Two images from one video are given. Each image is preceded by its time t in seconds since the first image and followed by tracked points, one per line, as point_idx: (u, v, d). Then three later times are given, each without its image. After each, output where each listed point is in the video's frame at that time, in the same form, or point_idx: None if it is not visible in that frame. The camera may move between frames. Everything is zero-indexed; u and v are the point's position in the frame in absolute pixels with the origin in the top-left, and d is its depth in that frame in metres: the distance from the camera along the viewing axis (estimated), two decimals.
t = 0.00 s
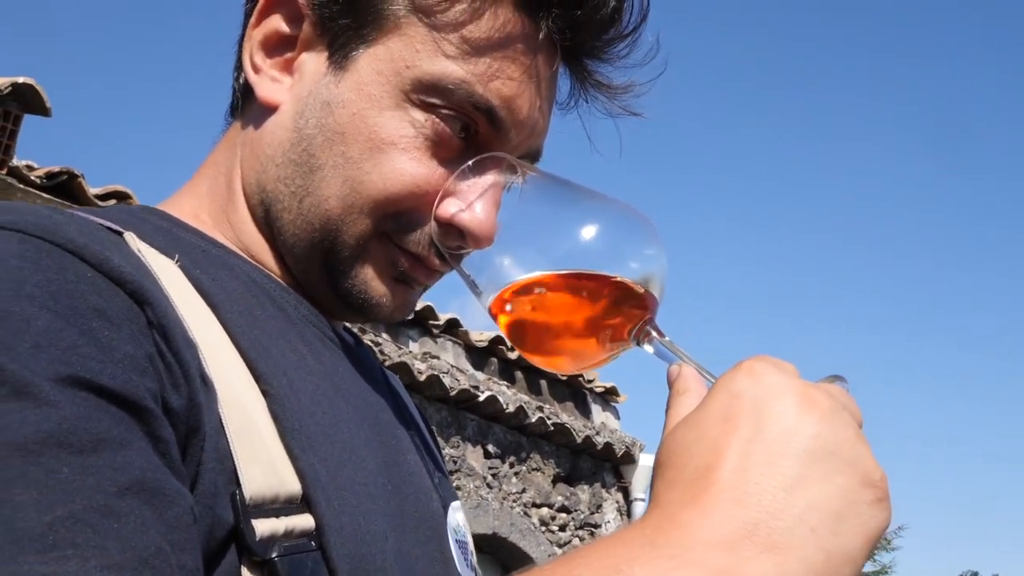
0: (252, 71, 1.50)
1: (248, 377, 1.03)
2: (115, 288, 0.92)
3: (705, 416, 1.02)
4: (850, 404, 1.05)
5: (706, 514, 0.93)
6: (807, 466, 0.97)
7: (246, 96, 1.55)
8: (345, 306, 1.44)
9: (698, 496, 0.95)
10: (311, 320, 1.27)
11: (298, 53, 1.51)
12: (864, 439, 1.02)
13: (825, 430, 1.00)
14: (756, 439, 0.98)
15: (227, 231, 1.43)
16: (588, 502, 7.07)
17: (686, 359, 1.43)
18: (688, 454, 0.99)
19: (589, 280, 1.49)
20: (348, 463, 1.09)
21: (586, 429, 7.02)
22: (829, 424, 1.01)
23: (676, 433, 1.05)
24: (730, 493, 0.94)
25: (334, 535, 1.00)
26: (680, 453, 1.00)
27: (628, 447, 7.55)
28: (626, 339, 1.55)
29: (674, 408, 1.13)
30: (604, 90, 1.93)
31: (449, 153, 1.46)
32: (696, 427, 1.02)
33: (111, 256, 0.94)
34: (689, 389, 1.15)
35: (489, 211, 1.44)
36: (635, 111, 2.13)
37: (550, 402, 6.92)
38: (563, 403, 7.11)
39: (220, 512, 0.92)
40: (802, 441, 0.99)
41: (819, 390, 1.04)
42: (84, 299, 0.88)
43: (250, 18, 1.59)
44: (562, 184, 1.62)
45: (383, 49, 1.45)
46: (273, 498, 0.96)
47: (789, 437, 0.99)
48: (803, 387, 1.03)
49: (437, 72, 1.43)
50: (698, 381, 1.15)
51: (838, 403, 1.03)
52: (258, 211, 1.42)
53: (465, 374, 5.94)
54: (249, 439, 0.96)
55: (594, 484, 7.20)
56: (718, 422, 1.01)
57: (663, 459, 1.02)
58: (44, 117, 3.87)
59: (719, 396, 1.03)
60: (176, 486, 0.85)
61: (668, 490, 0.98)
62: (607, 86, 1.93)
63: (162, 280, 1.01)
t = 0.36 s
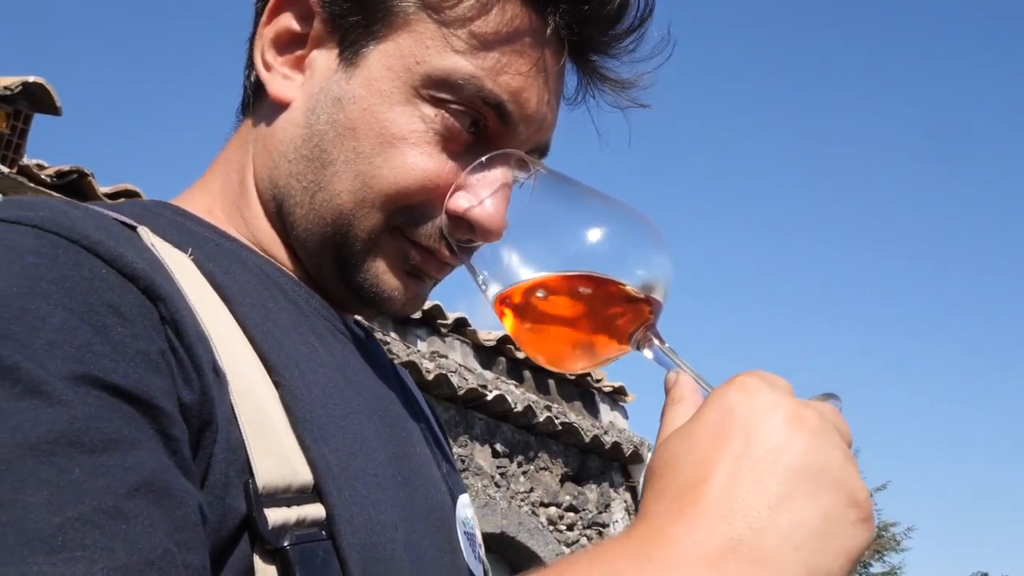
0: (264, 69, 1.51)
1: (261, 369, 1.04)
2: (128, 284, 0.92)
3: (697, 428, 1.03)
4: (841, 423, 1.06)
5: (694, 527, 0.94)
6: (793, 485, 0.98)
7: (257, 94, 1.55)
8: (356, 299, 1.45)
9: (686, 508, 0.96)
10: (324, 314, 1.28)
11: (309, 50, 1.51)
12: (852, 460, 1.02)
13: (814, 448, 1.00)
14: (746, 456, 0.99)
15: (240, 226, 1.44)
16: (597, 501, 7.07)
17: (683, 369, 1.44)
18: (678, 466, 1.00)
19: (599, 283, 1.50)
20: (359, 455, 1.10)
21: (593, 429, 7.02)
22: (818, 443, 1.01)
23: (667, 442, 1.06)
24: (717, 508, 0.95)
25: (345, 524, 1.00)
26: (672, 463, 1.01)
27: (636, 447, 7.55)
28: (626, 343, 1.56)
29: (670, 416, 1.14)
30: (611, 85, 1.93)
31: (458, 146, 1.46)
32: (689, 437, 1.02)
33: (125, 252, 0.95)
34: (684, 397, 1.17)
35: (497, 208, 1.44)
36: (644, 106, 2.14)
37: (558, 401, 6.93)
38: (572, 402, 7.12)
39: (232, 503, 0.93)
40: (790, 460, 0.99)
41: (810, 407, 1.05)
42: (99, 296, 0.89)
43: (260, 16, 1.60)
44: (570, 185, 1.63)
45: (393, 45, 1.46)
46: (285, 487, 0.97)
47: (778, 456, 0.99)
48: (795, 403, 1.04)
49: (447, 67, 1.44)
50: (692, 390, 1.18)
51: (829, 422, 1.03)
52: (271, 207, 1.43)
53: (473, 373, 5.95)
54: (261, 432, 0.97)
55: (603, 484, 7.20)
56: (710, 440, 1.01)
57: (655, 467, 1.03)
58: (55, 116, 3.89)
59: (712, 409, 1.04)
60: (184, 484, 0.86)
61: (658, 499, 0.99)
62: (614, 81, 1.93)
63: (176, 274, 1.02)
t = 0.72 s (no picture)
0: (273, 68, 1.51)
1: (273, 364, 1.04)
2: (141, 285, 0.93)
3: (680, 463, 1.09)
4: (818, 469, 1.12)
5: (663, 562, 1.00)
6: (765, 527, 1.05)
7: (266, 94, 1.55)
8: (374, 288, 1.45)
9: (659, 543, 1.02)
10: (335, 310, 1.27)
11: (317, 47, 1.52)
12: (823, 505, 1.10)
13: (789, 492, 1.08)
14: (722, 495, 1.06)
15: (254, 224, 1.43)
16: (605, 502, 7.06)
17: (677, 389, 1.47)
18: (655, 501, 1.07)
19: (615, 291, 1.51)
20: (370, 450, 1.10)
21: (600, 429, 7.01)
22: (794, 487, 1.09)
23: (650, 473, 1.13)
24: (687, 545, 1.02)
25: (357, 517, 1.01)
26: (651, 496, 1.08)
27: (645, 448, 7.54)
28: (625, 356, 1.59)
29: (658, 442, 1.21)
30: (614, 72, 1.94)
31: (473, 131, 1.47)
32: (671, 471, 1.09)
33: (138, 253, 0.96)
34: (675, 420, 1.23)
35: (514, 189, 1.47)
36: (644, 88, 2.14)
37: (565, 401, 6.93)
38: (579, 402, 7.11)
39: (245, 499, 0.93)
40: (766, 502, 1.06)
41: (791, 451, 1.11)
42: (113, 301, 0.90)
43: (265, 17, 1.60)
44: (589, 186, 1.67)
45: (401, 36, 1.47)
46: (298, 481, 0.97)
47: (754, 497, 1.06)
48: (777, 447, 1.10)
49: (456, 53, 1.46)
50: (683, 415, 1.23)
51: (807, 468, 1.10)
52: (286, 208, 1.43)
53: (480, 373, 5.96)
54: (274, 427, 0.97)
55: (611, 484, 7.20)
56: (693, 475, 1.07)
57: (635, 499, 1.09)
58: (63, 117, 3.91)
59: (696, 446, 1.11)
60: (187, 496, 0.86)
61: (632, 532, 1.06)
62: (617, 68, 1.94)
63: (189, 271, 1.02)
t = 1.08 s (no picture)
0: (289, 69, 1.48)
1: (282, 366, 1.04)
2: (150, 297, 0.93)
3: (670, 526, 1.11)
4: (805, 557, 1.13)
5: None
6: None
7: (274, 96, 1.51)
8: (412, 271, 1.46)
9: None
10: (344, 310, 1.26)
11: (332, 46, 1.50)
12: None
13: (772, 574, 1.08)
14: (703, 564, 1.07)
15: (273, 229, 1.41)
16: (612, 505, 7.05)
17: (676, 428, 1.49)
18: (639, 560, 1.09)
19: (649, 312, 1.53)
20: (380, 450, 1.10)
21: (607, 432, 7.00)
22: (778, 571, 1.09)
23: (641, 526, 1.15)
24: None
25: (368, 520, 1.01)
26: (637, 552, 1.10)
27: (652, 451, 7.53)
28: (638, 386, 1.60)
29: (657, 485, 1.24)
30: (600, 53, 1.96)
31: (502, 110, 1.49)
32: (662, 530, 1.11)
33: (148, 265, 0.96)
34: (676, 468, 1.26)
35: (537, 163, 1.51)
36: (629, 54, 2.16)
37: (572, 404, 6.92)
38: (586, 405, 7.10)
39: (253, 507, 0.94)
40: None
41: (781, 535, 1.12)
42: (121, 317, 0.90)
43: (263, 20, 1.56)
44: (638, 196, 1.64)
45: (421, 29, 1.48)
46: (310, 484, 0.97)
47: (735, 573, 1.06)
48: (768, 530, 1.11)
49: (478, 40, 1.48)
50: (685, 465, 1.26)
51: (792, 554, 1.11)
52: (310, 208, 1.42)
53: (487, 376, 5.96)
54: (285, 431, 0.97)
55: (618, 487, 7.19)
56: (679, 536, 1.09)
57: (622, 550, 1.11)
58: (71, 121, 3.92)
59: (689, 509, 1.12)
60: (194, 518, 0.87)
61: None
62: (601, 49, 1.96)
63: (196, 276, 1.02)
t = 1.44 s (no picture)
0: (331, 88, 1.40)
1: (284, 375, 1.04)
2: (151, 313, 0.93)
3: None
4: None
5: None
6: None
7: (307, 113, 1.40)
8: (447, 265, 1.48)
9: None
10: (348, 321, 1.26)
11: (369, 61, 1.43)
12: None
13: None
14: None
15: (305, 251, 1.35)
16: (615, 514, 7.05)
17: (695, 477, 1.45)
18: None
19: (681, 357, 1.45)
20: (382, 460, 1.10)
21: (610, 440, 6.99)
22: None
23: None
24: None
25: (371, 530, 1.01)
26: None
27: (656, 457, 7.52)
28: (665, 431, 1.53)
29: (666, 543, 1.30)
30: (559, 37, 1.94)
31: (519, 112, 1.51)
32: None
33: (149, 281, 0.96)
34: (689, 526, 1.32)
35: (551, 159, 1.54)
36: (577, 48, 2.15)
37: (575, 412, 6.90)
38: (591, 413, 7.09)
39: (258, 519, 0.94)
40: None
41: None
42: (120, 336, 0.91)
43: (277, 34, 1.44)
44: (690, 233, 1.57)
45: (456, 42, 1.47)
46: (314, 495, 0.97)
47: None
48: None
49: (506, 49, 1.50)
50: (696, 526, 1.32)
51: None
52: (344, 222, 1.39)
53: (490, 385, 5.96)
54: (289, 445, 0.98)
55: (621, 495, 7.18)
56: None
57: None
58: (76, 128, 3.92)
59: None
60: (194, 537, 0.88)
61: None
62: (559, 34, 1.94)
63: (198, 286, 1.02)
